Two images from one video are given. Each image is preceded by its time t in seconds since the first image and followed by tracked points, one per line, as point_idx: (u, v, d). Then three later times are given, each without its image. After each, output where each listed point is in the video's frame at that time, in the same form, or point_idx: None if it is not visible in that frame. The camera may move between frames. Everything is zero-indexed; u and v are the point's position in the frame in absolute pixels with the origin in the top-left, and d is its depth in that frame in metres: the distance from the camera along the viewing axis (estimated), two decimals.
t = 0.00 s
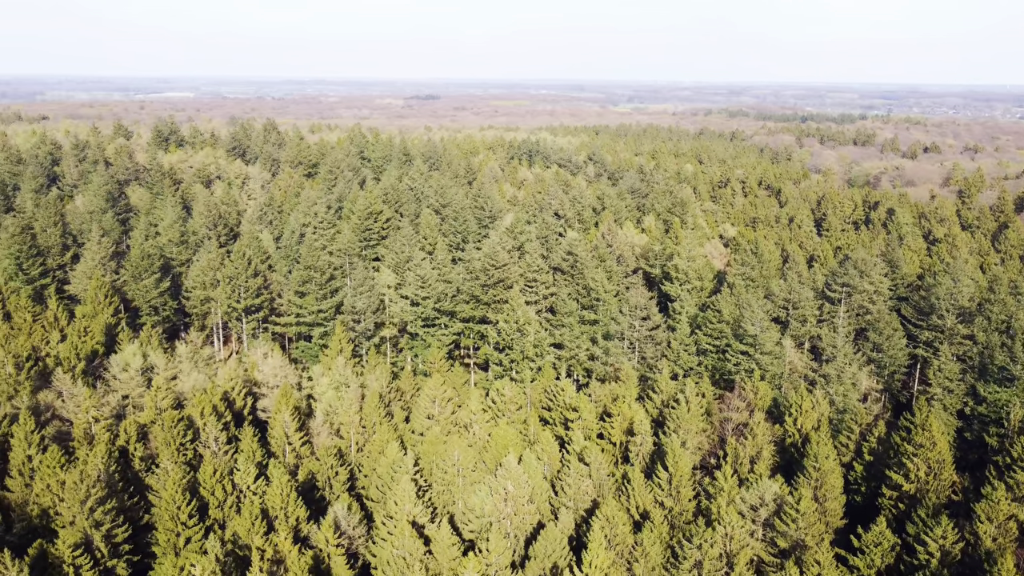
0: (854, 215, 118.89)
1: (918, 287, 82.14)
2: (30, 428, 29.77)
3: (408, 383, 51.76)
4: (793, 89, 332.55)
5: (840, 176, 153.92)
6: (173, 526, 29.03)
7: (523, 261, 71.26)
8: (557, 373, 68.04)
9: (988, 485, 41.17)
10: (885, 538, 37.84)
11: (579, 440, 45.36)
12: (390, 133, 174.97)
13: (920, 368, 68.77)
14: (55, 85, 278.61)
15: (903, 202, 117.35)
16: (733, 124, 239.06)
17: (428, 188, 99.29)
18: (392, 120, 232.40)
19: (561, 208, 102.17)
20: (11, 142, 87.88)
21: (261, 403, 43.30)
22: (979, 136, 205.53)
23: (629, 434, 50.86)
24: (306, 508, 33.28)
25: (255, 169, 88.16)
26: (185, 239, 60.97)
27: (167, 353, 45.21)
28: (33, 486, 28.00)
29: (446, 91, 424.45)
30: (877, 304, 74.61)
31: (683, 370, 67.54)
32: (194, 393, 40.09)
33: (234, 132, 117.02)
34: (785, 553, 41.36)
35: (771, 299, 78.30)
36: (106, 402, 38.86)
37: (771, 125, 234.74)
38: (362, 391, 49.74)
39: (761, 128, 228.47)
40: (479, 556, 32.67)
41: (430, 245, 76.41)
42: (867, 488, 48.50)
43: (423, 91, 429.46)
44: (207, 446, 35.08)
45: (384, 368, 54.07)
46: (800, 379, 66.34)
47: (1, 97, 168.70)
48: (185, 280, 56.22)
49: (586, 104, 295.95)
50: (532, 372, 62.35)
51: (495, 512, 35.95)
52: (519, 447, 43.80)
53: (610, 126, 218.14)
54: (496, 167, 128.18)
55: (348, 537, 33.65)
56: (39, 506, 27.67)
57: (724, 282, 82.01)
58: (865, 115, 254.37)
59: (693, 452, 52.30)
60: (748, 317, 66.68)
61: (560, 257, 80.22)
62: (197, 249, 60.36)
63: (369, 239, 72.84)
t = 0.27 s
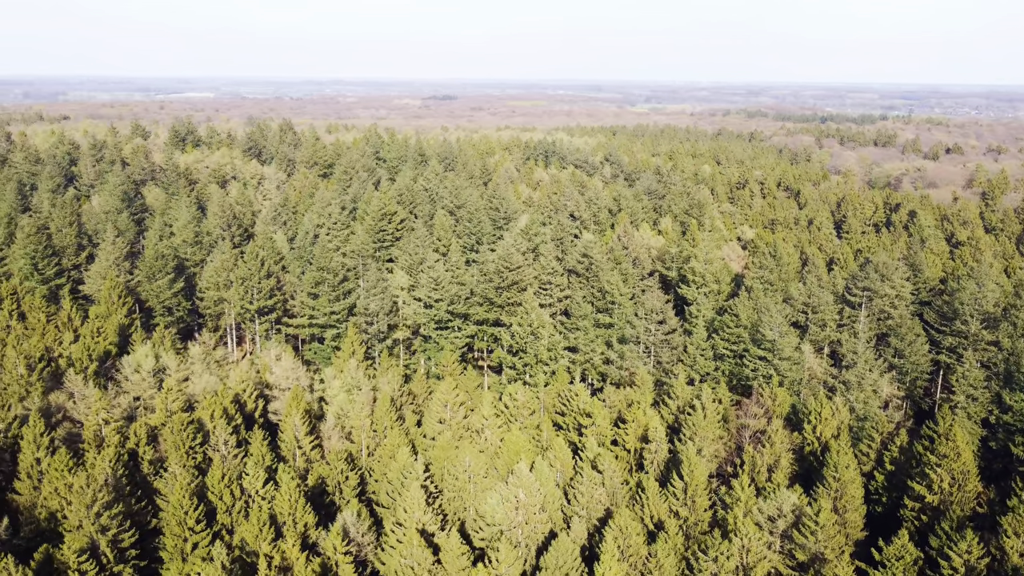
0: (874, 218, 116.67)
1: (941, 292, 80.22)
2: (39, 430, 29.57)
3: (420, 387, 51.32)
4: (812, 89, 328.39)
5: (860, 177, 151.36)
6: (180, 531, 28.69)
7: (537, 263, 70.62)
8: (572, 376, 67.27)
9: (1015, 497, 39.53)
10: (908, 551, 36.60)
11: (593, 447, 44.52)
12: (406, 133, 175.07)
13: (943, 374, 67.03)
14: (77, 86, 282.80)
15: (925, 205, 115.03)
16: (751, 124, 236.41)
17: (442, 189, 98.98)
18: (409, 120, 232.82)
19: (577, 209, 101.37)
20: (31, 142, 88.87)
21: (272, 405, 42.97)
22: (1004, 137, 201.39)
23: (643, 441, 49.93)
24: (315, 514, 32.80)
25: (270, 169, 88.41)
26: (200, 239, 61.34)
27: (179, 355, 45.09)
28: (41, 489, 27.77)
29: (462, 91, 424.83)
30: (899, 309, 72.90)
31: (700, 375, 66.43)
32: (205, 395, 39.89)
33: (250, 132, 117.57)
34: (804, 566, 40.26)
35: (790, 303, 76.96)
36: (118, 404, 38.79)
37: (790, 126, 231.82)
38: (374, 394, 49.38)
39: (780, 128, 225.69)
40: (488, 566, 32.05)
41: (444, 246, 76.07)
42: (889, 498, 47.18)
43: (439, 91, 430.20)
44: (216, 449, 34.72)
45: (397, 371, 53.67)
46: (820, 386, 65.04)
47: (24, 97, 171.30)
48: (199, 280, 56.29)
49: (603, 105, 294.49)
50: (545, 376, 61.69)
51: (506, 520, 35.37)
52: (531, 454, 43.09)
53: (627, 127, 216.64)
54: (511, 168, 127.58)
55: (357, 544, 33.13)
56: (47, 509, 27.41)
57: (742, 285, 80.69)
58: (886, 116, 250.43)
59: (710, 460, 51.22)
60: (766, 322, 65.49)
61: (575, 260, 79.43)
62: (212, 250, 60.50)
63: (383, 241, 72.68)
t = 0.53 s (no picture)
0: (895, 220, 114.40)
1: (965, 297, 78.21)
2: (47, 433, 29.45)
3: (432, 390, 50.86)
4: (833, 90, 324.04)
5: (881, 179, 148.69)
6: (187, 537, 28.36)
7: (552, 266, 69.92)
8: (586, 381, 66.47)
9: None
10: (931, 567, 35.31)
11: (606, 454, 43.65)
12: (421, 133, 175.14)
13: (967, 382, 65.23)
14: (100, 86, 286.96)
15: (948, 207, 112.61)
16: (770, 125, 233.64)
17: (457, 190, 98.58)
18: (425, 120, 233.17)
19: (592, 211, 100.46)
20: (51, 143, 89.86)
21: (283, 408, 42.69)
22: None
23: (658, 448, 48.97)
24: (323, 520, 32.31)
25: (286, 169, 88.59)
26: (214, 240, 61.53)
27: (191, 356, 45.01)
28: (49, 492, 27.58)
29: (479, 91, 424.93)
30: (921, 314, 71.13)
31: (717, 381, 65.30)
32: (215, 398, 39.70)
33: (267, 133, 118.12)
34: None
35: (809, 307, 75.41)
36: (129, 405, 38.76)
37: (809, 127, 228.76)
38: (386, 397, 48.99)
39: (799, 129, 222.75)
40: None
41: (458, 248, 75.76)
42: (911, 509, 45.61)
43: (456, 91, 430.73)
44: (225, 453, 34.38)
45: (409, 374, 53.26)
46: (840, 393, 63.62)
47: (47, 98, 173.94)
48: (213, 281, 56.35)
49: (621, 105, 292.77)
50: (559, 380, 61.00)
51: (518, 529, 34.80)
52: (544, 460, 42.37)
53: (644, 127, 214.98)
54: (527, 169, 126.95)
55: (366, 552, 32.58)
56: (55, 512, 27.21)
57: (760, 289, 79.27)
58: (908, 117, 246.41)
59: (726, 469, 50.13)
60: (785, 327, 64.22)
61: (590, 262, 78.57)
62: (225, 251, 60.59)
63: (397, 242, 72.49)
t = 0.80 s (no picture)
0: (917, 223, 112.10)
1: (990, 302, 76.17)
2: (56, 436, 29.32)
3: (444, 394, 50.36)
4: (854, 90, 319.52)
5: (901, 181, 146.01)
6: (194, 542, 28.06)
7: (566, 268, 69.24)
8: (600, 385, 65.68)
9: None
10: None
11: (620, 462, 42.84)
12: (437, 133, 175.12)
13: (991, 390, 63.41)
14: (122, 86, 291.08)
15: (971, 210, 110.17)
16: (789, 126, 230.72)
17: (472, 191, 98.16)
18: (441, 121, 233.19)
19: (608, 212, 99.47)
20: (71, 143, 90.81)
21: (294, 410, 42.44)
22: None
23: (673, 456, 48.04)
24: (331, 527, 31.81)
25: (301, 170, 88.77)
26: (228, 241, 61.66)
27: (203, 358, 44.92)
28: (57, 496, 27.40)
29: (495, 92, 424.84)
30: (944, 319, 69.29)
31: (734, 387, 64.13)
32: (226, 400, 39.50)
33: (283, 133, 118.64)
34: None
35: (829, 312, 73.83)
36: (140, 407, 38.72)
37: (830, 128, 225.54)
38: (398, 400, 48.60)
39: (819, 130, 219.68)
40: None
41: (472, 249, 75.32)
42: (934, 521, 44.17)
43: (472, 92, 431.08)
44: (235, 457, 34.05)
45: (421, 377, 52.82)
46: (860, 400, 62.17)
47: (70, 98, 176.40)
48: (227, 282, 56.43)
49: (638, 106, 290.94)
50: (573, 384, 60.30)
51: (528, 539, 34.17)
52: (556, 467, 41.62)
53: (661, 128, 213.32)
54: (542, 170, 126.17)
55: (374, 561, 31.97)
56: (62, 516, 27.00)
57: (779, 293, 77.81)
58: (930, 117, 242.21)
59: (743, 478, 49.00)
60: (804, 332, 62.87)
61: (605, 265, 77.74)
62: (239, 251, 60.71)
63: (410, 243, 72.15)
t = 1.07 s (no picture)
0: (939, 225, 109.79)
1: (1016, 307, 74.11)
2: (65, 438, 29.22)
3: (456, 398, 49.81)
4: (875, 91, 314.82)
5: (923, 182, 143.32)
6: (201, 548, 27.70)
7: (581, 270, 68.38)
8: (615, 390, 64.79)
9: None
10: None
11: (634, 470, 41.96)
12: (453, 134, 175.06)
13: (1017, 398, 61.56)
14: (143, 87, 294.92)
15: (995, 212, 107.63)
16: (809, 127, 227.71)
17: (487, 192, 97.63)
18: (457, 121, 233.32)
19: (624, 214, 98.52)
20: (90, 143, 91.72)
21: (305, 413, 42.13)
22: None
23: (689, 464, 47.04)
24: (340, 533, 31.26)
25: (316, 170, 88.91)
26: (242, 241, 61.74)
27: (215, 360, 44.84)
28: (64, 500, 27.23)
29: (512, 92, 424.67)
30: (969, 325, 67.47)
31: (751, 394, 62.90)
32: (236, 403, 39.26)
33: (299, 134, 119.12)
34: None
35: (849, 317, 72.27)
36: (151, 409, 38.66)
37: (850, 129, 222.22)
38: (409, 404, 48.13)
39: (839, 131, 216.47)
40: None
41: (486, 251, 74.73)
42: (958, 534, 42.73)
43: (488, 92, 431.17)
44: (244, 461, 33.68)
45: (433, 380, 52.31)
46: (881, 408, 60.63)
47: (92, 99, 179.07)
48: (240, 283, 56.46)
49: (656, 107, 289.03)
50: (587, 389, 59.50)
51: (539, 549, 33.50)
52: (569, 475, 40.85)
53: (678, 129, 211.58)
54: (558, 171, 125.37)
55: (382, 569, 31.30)
56: (69, 520, 26.84)
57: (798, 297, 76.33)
58: (953, 118, 237.76)
59: (761, 487, 47.86)
60: (823, 338, 61.50)
61: (621, 268, 76.78)
62: (253, 252, 60.77)
63: (424, 245, 71.74)
